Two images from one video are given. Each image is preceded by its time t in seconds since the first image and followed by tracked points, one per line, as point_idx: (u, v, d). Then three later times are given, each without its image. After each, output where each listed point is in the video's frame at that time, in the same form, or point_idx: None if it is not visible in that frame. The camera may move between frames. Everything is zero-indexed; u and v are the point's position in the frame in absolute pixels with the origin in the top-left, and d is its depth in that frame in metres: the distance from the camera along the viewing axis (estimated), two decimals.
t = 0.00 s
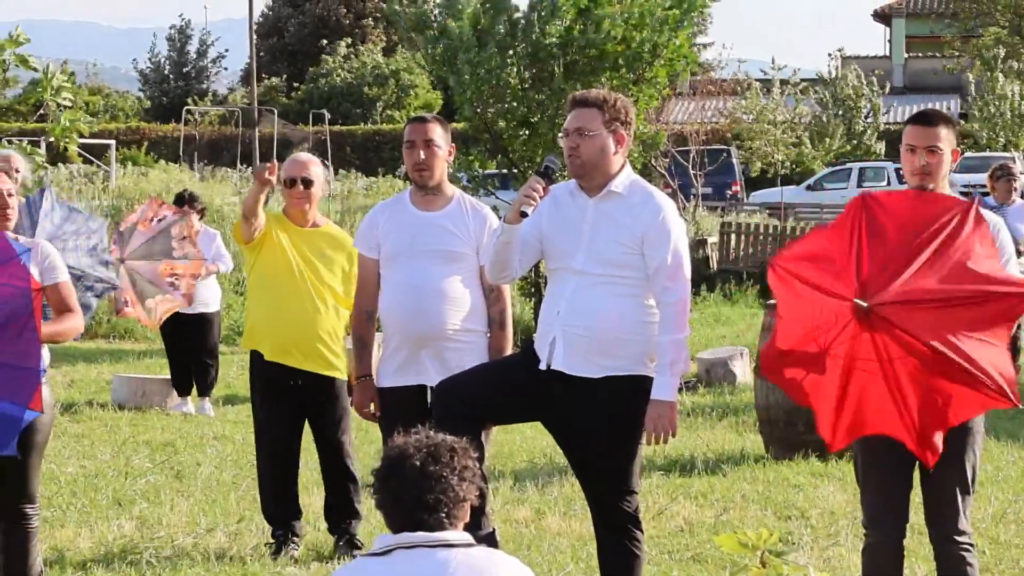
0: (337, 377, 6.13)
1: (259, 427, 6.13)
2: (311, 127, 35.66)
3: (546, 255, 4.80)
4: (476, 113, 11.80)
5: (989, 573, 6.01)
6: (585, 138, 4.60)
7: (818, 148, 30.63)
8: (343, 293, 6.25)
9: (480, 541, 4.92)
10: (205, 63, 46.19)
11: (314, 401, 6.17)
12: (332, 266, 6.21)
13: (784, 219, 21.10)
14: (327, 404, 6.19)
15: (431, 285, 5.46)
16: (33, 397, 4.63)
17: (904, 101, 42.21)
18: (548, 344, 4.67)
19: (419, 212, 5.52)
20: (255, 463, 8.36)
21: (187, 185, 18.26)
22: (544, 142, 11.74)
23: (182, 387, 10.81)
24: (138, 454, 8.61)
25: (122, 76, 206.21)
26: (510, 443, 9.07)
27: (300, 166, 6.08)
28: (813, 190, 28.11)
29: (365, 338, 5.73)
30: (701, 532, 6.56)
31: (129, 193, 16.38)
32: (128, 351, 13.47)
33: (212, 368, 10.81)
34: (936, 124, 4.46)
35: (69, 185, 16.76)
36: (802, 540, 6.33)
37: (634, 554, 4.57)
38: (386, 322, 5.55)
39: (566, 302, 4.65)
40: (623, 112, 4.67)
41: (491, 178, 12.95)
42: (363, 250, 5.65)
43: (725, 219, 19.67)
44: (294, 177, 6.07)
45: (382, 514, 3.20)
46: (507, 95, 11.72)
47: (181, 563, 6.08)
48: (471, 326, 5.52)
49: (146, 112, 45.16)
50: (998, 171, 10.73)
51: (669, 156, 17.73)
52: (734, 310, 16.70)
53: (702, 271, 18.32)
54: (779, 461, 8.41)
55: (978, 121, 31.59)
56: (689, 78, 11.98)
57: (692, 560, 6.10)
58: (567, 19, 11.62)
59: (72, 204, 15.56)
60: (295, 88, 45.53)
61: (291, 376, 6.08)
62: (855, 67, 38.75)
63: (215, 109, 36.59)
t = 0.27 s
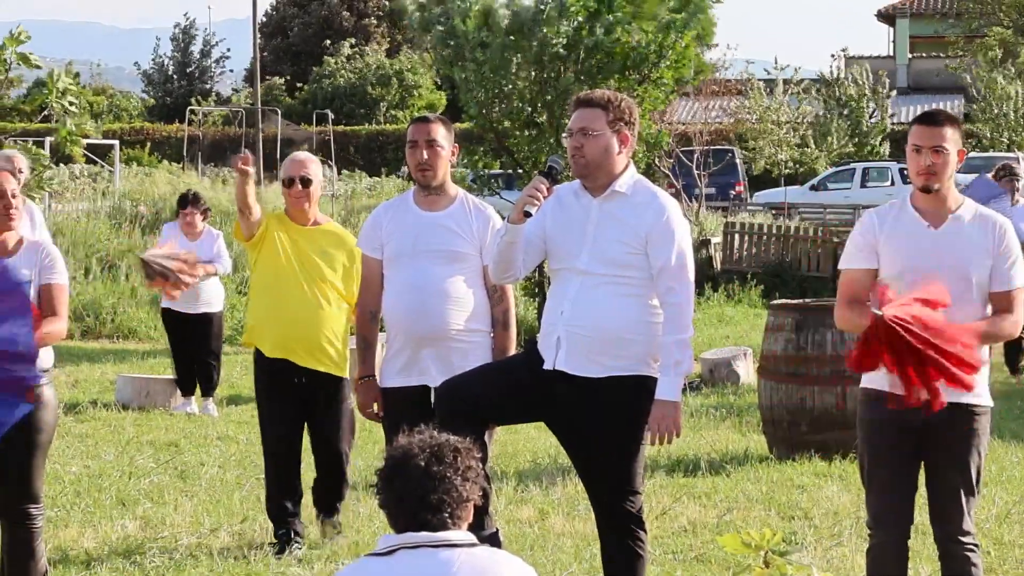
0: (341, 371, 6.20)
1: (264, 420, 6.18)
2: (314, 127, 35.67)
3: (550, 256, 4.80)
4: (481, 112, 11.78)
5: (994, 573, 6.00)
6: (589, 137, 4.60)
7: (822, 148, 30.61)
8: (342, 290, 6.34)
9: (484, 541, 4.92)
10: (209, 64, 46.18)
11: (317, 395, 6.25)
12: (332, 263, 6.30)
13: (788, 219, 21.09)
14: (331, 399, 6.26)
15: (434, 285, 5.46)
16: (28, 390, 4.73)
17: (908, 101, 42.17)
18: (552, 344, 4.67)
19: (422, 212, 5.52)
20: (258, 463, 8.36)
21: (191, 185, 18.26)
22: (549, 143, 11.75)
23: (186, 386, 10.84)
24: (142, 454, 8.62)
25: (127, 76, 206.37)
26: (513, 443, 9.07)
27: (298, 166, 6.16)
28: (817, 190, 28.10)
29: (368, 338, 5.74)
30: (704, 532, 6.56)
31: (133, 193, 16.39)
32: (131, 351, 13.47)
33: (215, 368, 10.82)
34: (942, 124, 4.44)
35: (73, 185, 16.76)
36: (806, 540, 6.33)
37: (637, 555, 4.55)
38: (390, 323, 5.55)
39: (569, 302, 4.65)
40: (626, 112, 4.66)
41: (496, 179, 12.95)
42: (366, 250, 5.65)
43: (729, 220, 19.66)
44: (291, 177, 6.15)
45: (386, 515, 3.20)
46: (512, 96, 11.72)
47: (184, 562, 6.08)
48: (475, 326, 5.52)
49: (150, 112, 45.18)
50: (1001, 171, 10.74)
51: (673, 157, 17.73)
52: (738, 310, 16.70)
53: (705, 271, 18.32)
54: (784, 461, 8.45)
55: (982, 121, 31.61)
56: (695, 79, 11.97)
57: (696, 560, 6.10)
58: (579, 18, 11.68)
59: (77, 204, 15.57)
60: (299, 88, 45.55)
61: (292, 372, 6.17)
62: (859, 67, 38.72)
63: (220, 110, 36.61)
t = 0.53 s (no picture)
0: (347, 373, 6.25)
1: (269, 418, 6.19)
2: (316, 127, 35.67)
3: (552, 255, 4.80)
4: (484, 111, 11.87)
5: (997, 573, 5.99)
6: (592, 137, 4.60)
7: (824, 148, 30.61)
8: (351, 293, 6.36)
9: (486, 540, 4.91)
10: (211, 64, 46.17)
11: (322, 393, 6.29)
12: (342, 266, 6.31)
13: (790, 220, 21.08)
14: (334, 397, 6.31)
15: (436, 285, 5.46)
16: (18, 399, 4.61)
17: (910, 101, 42.17)
18: (554, 343, 4.67)
19: (425, 212, 5.52)
20: (260, 463, 8.36)
21: (193, 185, 18.27)
22: (551, 143, 11.75)
23: (189, 386, 10.84)
24: (144, 454, 8.61)
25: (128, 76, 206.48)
26: (516, 443, 9.07)
27: (311, 169, 6.17)
28: (819, 190, 28.09)
29: (370, 338, 5.73)
30: (706, 532, 6.55)
31: (135, 193, 16.40)
32: (133, 351, 13.48)
33: (217, 367, 10.83)
34: (948, 123, 4.46)
35: (76, 185, 16.76)
36: (808, 540, 6.31)
37: (640, 554, 4.55)
38: (393, 323, 5.55)
39: (572, 301, 4.65)
40: (630, 111, 4.65)
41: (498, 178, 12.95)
42: (368, 250, 5.65)
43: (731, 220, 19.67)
44: (303, 180, 6.16)
45: (388, 515, 3.19)
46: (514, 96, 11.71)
47: (187, 561, 6.07)
48: (477, 326, 5.52)
49: (151, 112, 45.19)
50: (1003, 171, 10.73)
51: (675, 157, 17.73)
52: (740, 310, 16.70)
53: (707, 271, 18.33)
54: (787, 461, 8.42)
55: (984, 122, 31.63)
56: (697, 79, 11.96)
57: (698, 560, 6.09)
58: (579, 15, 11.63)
59: (79, 204, 15.57)
60: (302, 88, 45.58)
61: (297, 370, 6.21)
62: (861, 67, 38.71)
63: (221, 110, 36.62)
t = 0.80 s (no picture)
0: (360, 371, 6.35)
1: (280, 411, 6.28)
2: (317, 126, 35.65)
3: (554, 254, 4.79)
4: (484, 111, 11.83)
5: (998, 573, 5.98)
6: (594, 137, 4.60)
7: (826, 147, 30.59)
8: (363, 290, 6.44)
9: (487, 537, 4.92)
10: (212, 63, 46.14)
11: (332, 388, 6.39)
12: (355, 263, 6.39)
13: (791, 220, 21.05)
14: (340, 392, 6.41)
15: (439, 284, 5.45)
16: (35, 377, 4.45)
17: (911, 101, 42.15)
18: (556, 342, 4.66)
19: (427, 211, 5.52)
20: (262, 462, 8.36)
21: (194, 184, 18.26)
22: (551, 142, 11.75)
23: (190, 386, 10.83)
24: (144, 454, 8.61)
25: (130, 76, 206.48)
26: (517, 443, 9.06)
27: (325, 168, 6.21)
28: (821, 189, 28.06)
29: (372, 337, 5.73)
30: (707, 531, 6.55)
31: (136, 192, 16.39)
32: (134, 351, 13.48)
33: (218, 367, 10.82)
34: (949, 122, 4.46)
35: (77, 185, 16.76)
36: (809, 540, 6.31)
37: (642, 554, 4.54)
38: (395, 323, 5.55)
39: (574, 301, 4.64)
40: (632, 111, 4.65)
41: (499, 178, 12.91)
42: (370, 249, 5.64)
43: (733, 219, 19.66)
44: (316, 180, 6.21)
45: (388, 514, 3.19)
46: (515, 96, 11.70)
47: (188, 560, 6.07)
48: (480, 326, 5.51)
49: (153, 111, 45.17)
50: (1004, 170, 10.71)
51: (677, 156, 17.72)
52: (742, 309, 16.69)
53: (709, 270, 18.32)
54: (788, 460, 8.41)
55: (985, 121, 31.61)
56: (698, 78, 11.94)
57: (699, 560, 6.09)
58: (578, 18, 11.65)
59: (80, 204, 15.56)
60: (303, 87, 45.57)
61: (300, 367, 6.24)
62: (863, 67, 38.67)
63: (222, 109, 36.60)
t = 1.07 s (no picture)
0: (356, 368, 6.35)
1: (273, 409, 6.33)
2: (317, 126, 35.65)
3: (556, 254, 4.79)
4: (482, 111, 11.78)
5: (997, 572, 5.98)
6: (596, 136, 4.59)
7: (825, 146, 30.59)
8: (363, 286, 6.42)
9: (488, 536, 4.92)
10: (212, 62, 46.14)
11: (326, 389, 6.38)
12: (355, 259, 6.38)
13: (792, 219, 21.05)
14: (338, 389, 6.40)
15: (440, 283, 5.45)
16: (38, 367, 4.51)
17: (911, 100, 42.17)
18: (557, 342, 4.66)
19: (428, 210, 5.52)
20: (262, 461, 8.37)
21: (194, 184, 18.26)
22: (552, 141, 11.76)
23: (190, 386, 10.82)
24: (144, 453, 8.61)
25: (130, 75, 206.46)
26: (517, 442, 9.07)
27: (324, 165, 6.22)
28: (821, 188, 28.07)
29: (373, 337, 5.73)
30: (707, 530, 6.55)
31: (136, 191, 16.38)
32: (134, 350, 13.48)
33: (219, 365, 10.83)
34: (951, 120, 4.44)
35: (77, 184, 16.76)
36: (809, 539, 6.31)
37: (643, 553, 4.54)
38: (396, 322, 5.54)
39: (575, 301, 4.63)
40: (633, 110, 4.65)
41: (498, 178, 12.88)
42: (370, 248, 5.64)
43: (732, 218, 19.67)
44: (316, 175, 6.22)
45: (388, 514, 3.18)
46: (514, 95, 11.69)
47: (189, 559, 6.06)
48: (481, 325, 5.51)
49: (153, 109, 45.17)
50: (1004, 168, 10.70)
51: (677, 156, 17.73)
52: (742, 308, 16.70)
53: (709, 269, 18.33)
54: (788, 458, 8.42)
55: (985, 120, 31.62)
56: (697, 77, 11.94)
57: (699, 558, 6.09)
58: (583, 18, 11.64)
59: (81, 203, 15.56)
60: (304, 86, 45.58)
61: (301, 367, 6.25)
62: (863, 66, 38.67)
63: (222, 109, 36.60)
